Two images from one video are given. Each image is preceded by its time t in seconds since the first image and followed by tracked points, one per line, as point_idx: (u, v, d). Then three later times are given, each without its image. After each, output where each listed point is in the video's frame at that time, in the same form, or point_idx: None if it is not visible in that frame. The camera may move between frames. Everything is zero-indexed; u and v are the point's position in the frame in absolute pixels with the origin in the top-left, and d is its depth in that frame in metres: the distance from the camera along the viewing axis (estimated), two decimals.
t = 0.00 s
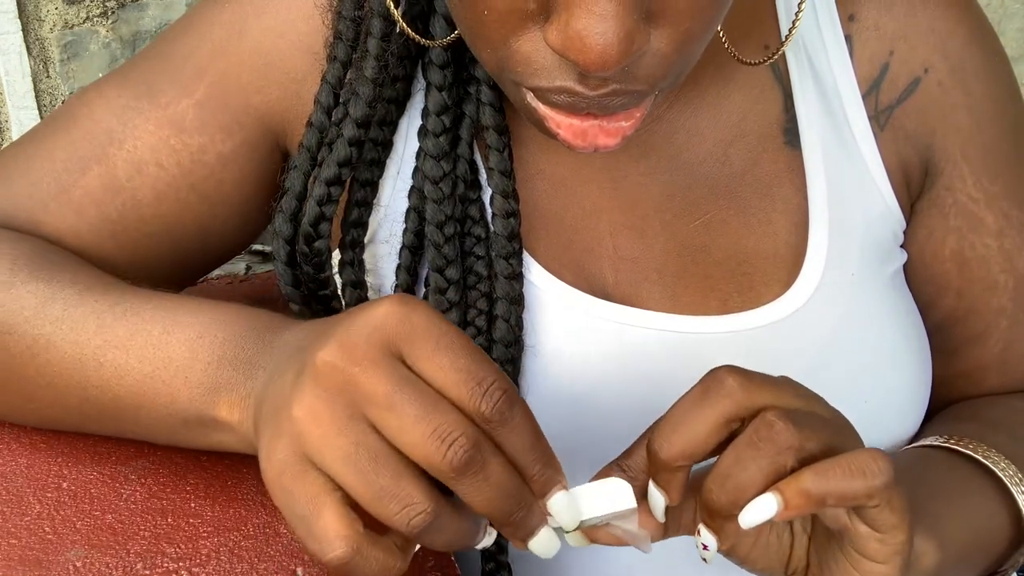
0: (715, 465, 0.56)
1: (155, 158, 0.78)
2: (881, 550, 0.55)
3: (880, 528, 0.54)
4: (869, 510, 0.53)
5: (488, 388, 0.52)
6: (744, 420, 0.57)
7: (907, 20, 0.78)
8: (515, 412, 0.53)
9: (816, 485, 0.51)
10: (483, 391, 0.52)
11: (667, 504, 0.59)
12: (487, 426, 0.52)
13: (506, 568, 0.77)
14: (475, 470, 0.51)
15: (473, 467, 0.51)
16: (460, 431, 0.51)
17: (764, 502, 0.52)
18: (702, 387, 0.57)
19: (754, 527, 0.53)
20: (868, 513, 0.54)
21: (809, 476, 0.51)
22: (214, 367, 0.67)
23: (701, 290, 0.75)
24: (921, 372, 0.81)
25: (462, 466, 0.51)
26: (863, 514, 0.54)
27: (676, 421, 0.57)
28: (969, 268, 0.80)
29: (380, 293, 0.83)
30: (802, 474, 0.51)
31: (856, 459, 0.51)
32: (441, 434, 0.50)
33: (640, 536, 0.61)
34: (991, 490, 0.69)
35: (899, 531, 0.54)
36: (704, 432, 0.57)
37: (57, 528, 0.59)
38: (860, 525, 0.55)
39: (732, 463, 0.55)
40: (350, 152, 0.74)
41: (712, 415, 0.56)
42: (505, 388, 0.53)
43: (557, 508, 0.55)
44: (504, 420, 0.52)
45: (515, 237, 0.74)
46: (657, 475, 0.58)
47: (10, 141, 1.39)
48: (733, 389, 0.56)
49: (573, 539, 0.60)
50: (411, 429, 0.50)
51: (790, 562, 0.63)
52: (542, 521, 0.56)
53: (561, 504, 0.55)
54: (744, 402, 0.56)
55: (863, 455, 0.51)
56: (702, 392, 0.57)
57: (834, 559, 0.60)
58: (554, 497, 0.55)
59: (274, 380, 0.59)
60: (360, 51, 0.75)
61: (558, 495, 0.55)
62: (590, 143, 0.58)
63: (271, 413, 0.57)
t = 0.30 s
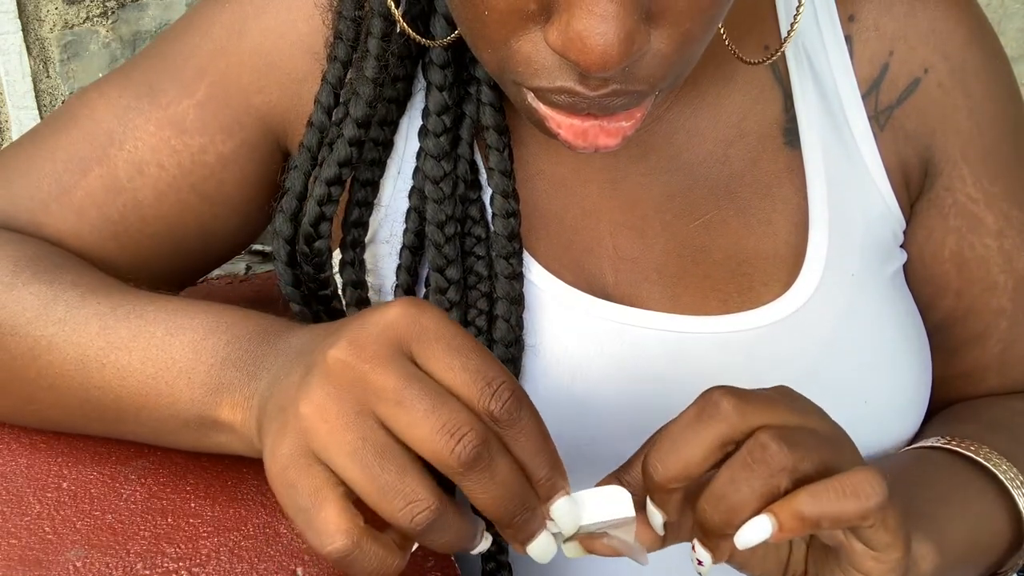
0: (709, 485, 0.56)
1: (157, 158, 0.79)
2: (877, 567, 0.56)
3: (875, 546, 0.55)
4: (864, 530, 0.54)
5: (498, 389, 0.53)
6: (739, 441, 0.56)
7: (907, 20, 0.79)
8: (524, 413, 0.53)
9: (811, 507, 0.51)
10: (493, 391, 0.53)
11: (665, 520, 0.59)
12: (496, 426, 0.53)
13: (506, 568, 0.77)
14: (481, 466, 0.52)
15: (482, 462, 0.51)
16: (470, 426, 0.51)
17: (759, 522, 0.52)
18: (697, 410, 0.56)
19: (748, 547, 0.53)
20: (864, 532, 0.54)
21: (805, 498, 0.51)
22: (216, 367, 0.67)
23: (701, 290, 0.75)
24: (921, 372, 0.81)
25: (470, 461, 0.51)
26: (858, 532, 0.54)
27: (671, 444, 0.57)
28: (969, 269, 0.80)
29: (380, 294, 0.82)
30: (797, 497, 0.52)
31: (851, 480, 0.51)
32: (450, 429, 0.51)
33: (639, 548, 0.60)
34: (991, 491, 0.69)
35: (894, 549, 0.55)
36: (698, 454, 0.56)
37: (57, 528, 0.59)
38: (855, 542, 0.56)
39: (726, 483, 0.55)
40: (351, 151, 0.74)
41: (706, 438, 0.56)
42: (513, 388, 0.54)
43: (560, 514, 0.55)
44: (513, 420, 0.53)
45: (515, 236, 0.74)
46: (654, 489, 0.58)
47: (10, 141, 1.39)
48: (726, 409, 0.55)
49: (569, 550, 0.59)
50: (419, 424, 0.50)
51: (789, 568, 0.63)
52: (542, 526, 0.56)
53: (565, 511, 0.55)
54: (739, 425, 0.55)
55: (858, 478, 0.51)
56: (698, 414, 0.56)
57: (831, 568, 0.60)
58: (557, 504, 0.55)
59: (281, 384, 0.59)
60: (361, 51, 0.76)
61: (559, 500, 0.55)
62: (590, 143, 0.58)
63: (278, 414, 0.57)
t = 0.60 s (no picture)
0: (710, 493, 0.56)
1: (158, 159, 0.79)
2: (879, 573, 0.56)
3: (877, 552, 0.55)
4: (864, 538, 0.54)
5: (509, 388, 0.54)
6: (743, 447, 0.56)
7: (907, 20, 0.79)
8: (534, 412, 0.54)
9: (813, 516, 0.51)
10: (504, 390, 0.53)
11: (666, 526, 0.59)
12: (508, 425, 0.53)
13: (506, 568, 0.77)
14: (495, 460, 0.52)
15: (495, 456, 0.51)
16: (485, 419, 0.51)
17: (761, 531, 0.52)
18: (698, 415, 0.57)
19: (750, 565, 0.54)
20: (866, 539, 0.54)
21: (807, 506, 0.51)
22: (224, 371, 0.67)
23: (701, 290, 0.75)
24: (921, 372, 0.81)
25: (484, 454, 0.51)
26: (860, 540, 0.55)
27: (671, 451, 0.57)
28: (969, 268, 0.80)
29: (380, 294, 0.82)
30: (799, 505, 0.52)
31: (851, 487, 0.51)
32: (465, 422, 0.51)
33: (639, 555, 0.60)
34: (992, 491, 0.70)
35: (895, 555, 0.55)
36: (698, 461, 0.56)
37: (57, 528, 0.59)
38: (857, 549, 0.56)
39: (728, 491, 0.55)
40: (352, 151, 0.74)
41: (706, 443, 0.56)
42: (525, 389, 0.54)
43: (568, 518, 0.55)
44: (523, 420, 0.54)
45: (515, 236, 0.74)
46: (655, 496, 0.58)
47: (10, 141, 1.38)
48: (722, 412, 0.56)
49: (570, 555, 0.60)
50: (435, 415, 0.51)
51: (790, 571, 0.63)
52: (548, 526, 0.56)
53: (572, 516, 0.55)
54: (740, 432, 0.55)
55: (858, 485, 0.52)
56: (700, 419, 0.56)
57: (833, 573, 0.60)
58: (565, 507, 0.55)
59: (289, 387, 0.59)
60: (362, 51, 0.76)
61: (568, 503, 0.55)
62: (592, 143, 0.58)
63: (283, 416, 0.57)
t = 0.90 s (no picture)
0: (709, 491, 0.56)
1: (159, 160, 0.79)
2: (880, 569, 0.56)
3: (876, 548, 0.55)
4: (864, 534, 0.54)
5: (510, 386, 0.54)
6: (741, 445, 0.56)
7: (907, 18, 0.79)
8: (534, 411, 0.54)
9: (811, 513, 0.51)
10: (505, 389, 0.53)
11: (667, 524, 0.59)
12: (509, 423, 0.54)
13: (506, 567, 0.77)
14: (496, 457, 0.52)
15: (496, 453, 0.51)
16: (486, 416, 0.51)
17: (760, 528, 0.53)
18: (696, 414, 0.56)
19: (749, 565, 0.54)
20: (866, 535, 0.54)
21: (805, 503, 0.52)
22: (228, 373, 0.67)
23: (701, 288, 0.75)
24: (922, 370, 0.81)
25: (486, 450, 0.51)
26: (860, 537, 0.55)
27: (669, 450, 0.57)
28: (969, 266, 0.80)
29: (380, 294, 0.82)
30: (798, 502, 0.52)
31: (850, 484, 0.52)
32: (466, 418, 0.51)
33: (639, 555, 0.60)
34: (993, 489, 0.70)
35: (896, 551, 0.55)
36: (695, 461, 0.56)
37: (57, 528, 0.60)
38: (857, 545, 0.56)
39: (726, 490, 0.55)
40: (351, 151, 0.74)
41: (704, 443, 0.56)
42: (525, 387, 0.54)
43: (569, 516, 0.55)
44: (523, 418, 0.54)
45: (515, 235, 0.74)
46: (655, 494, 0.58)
47: (10, 141, 1.38)
48: (719, 410, 0.55)
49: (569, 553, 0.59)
50: (436, 411, 0.51)
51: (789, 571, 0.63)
52: (547, 523, 0.56)
53: (574, 514, 0.55)
54: (737, 431, 0.55)
55: (858, 482, 0.52)
56: (698, 417, 0.56)
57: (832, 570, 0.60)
58: (567, 505, 0.55)
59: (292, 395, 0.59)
60: (361, 50, 0.76)
61: (569, 501, 0.55)
62: (592, 143, 0.58)
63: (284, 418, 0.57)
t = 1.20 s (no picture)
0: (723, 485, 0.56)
1: (160, 160, 0.78)
2: (891, 568, 0.56)
3: (888, 547, 0.55)
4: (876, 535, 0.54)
5: (519, 360, 0.54)
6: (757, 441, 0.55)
7: (908, 16, 0.78)
8: (543, 386, 0.54)
9: (827, 511, 0.51)
10: (513, 363, 0.53)
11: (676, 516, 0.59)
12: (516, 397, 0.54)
13: (505, 565, 0.77)
14: (503, 428, 0.52)
15: (502, 424, 0.52)
16: (492, 387, 0.52)
17: (774, 524, 0.52)
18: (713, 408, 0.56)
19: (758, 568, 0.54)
20: (878, 535, 0.54)
21: (821, 502, 0.51)
22: (234, 373, 0.68)
23: (703, 286, 0.75)
24: (924, 367, 0.81)
25: (493, 421, 0.51)
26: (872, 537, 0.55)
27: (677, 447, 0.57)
28: (972, 264, 0.80)
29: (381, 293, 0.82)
30: (813, 500, 0.52)
31: (867, 484, 0.52)
32: (474, 390, 0.51)
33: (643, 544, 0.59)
34: (997, 487, 0.69)
35: (908, 551, 0.55)
36: (708, 455, 0.56)
37: (57, 528, 0.59)
38: (869, 543, 0.56)
39: (741, 484, 0.55)
40: (353, 150, 0.74)
41: (722, 437, 0.55)
42: (533, 362, 0.54)
43: (576, 496, 0.54)
44: (532, 393, 0.54)
45: (515, 233, 0.74)
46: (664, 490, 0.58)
47: (10, 141, 1.38)
48: (736, 405, 0.55)
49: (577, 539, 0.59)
50: (443, 383, 0.51)
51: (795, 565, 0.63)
52: (554, 505, 0.56)
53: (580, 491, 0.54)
54: (754, 427, 0.55)
55: (872, 480, 0.52)
56: (715, 412, 0.56)
57: (841, 565, 0.60)
58: (570, 483, 0.54)
59: (300, 390, 0.60)
60: (363, 49, 0.76)
61: (574, 481, 0.54)
62: (594, 140, 0.58)
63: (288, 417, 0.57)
